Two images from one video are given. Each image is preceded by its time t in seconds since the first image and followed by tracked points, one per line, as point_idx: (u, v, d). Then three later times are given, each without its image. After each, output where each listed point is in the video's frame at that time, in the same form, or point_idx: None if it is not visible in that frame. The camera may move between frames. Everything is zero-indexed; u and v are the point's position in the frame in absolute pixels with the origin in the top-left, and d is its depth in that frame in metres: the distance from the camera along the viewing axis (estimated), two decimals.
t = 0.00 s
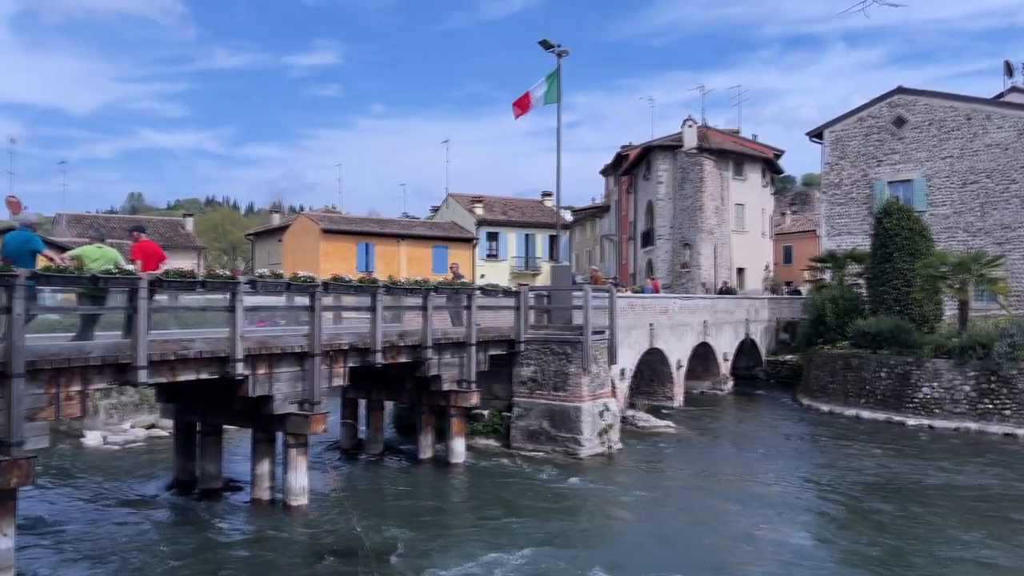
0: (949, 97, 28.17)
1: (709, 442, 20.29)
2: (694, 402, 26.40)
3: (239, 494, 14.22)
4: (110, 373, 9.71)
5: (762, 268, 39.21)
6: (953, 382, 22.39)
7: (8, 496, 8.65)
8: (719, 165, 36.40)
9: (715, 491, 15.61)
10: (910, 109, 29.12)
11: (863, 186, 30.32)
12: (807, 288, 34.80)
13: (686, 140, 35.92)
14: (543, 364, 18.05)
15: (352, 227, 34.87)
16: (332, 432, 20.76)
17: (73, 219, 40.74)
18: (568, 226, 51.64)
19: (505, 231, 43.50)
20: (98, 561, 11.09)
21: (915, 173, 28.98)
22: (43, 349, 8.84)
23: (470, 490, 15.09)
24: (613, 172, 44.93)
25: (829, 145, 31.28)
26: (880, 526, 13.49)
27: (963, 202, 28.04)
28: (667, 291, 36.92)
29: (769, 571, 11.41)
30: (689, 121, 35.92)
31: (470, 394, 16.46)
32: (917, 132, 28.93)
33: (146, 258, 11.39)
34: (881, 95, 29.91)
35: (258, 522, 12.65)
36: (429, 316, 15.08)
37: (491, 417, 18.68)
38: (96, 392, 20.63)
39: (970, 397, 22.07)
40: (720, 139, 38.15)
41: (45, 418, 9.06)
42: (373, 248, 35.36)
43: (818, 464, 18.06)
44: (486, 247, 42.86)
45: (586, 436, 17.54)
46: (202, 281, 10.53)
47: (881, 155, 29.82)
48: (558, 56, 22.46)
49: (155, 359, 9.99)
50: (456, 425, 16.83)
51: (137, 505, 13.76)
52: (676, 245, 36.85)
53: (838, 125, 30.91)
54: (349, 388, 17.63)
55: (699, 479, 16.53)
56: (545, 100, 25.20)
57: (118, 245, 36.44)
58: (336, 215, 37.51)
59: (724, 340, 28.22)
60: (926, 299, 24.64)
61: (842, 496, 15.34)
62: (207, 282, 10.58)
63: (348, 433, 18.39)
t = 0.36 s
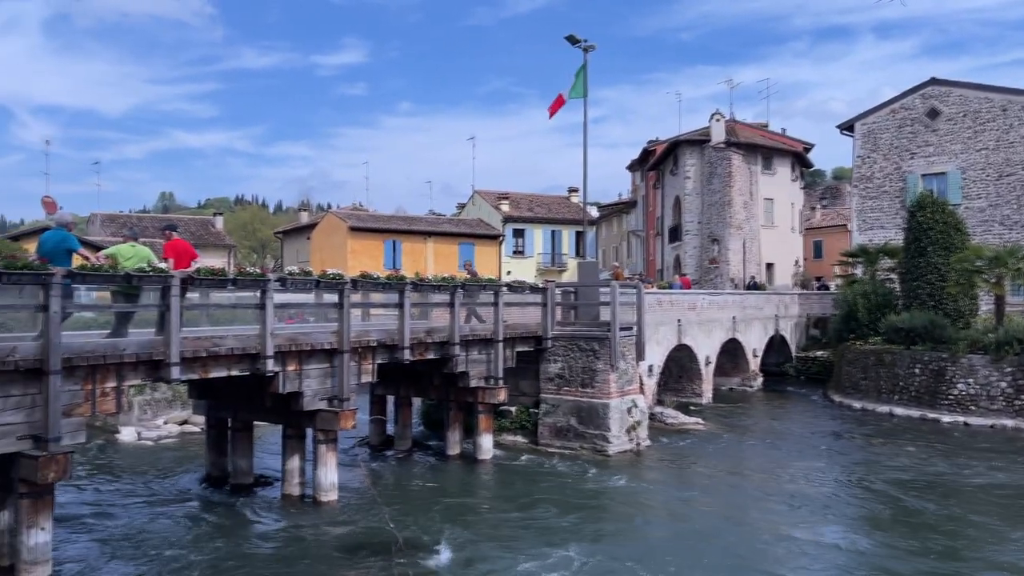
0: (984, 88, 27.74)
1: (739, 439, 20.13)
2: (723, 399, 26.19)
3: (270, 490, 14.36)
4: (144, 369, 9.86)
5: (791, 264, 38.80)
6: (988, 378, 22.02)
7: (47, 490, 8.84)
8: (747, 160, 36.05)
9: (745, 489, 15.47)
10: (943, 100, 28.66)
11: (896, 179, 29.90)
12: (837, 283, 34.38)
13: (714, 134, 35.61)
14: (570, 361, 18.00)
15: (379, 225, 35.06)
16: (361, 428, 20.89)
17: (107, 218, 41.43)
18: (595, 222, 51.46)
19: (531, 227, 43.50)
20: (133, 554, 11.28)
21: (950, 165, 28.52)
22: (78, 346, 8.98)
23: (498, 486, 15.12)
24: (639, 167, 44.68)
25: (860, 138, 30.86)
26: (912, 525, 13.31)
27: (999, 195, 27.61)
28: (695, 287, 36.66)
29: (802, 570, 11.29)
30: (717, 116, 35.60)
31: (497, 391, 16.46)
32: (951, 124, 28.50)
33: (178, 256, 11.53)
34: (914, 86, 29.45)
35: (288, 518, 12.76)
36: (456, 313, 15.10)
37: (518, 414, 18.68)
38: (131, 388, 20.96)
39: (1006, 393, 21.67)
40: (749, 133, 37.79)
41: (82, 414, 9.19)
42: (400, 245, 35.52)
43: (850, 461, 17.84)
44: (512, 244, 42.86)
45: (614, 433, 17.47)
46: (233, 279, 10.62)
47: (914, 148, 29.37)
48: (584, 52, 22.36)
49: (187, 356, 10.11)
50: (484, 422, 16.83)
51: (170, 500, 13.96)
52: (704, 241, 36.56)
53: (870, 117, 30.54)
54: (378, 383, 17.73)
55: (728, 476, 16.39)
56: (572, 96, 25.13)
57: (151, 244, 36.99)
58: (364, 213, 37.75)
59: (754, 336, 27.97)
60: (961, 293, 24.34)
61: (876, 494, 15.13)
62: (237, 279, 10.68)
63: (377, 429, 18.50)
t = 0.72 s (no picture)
0: (1010, 81, 27.59)
1: (760, 436, 19.99)
2: (744, 396, 26.02)
3: (290, 486, 14.45)
4: (167, 366, 9.95)
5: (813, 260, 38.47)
6: (1015, 375, 21.73)
7: (72, 486, 8.95)
8: (768, 155, 35.77)
9: (767, 487, 15.35)
10: (969, 94, 28.51)
11: (921, 173, 29.81)
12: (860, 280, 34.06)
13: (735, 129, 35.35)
14: (590, 358, 17.95)
15: (398, 222, 35.17)
16: (381, 425, 20.97)
17: (130, 217, 41.86)
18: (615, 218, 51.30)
19: (550, 224, 43.45)
20: (157, 549, 11.39)
21: (976, 160, 28.39)
22: (103, 343, 9.08)
23: (517, 484, 15.11)
24: (659, 164, 44.50)
25: (884, 133, 30.87)
26: (937, 524, 13.15)
27: None
28: (715, 283, 36.45)
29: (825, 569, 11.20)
30: (737, 111, 35.33)
31: (516, 388, 16.44)
32: (976, 118, 28.30)
33: (200, 254, 11.62)
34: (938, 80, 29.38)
35: (310, 514, 12.82)
36: (475, 310, 15.11)
37: (538, 411, 18.67)
38: (155, 384, 21.18)
39: None
40: (769, 128, 37.49)
41: (107, 410, 9.29)
42: (419, 242, 35.62)
43: (873, 459, 17.66)
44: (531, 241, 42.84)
45: (634, 430, 17.40)
46: (254, 277, 10.71)
47: (939, 142, 29.28)
48: (604, 48, 22.28)
49: (209, 353, 10.18)
50: (503, 419, 16.84)
51: (193, 496, 14.10)
52: (725, 237, 36.33)
53: (894, 111, 30.48)
54: (398, 380, 17.79)
55: (750, 474, 16.28)
56: (591, 92, 25.05)
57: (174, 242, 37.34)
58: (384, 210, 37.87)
59: (775, 333, 27.77)
60: (987, 290, 24.05)
61: (900, 493, 14.96)
62: (258, 277, 10.76)
63: (397, 426, 18.56)
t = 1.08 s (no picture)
0: None
1: (780, 434, 19.85)
2: (763, 393, 25.84)
3: (310, 483, 14.51)
4: (188, 364, 10.00)
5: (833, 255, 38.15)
6: None
7: (94, 482, 9.03)
8: (787, 150, 35.48)
9: (787, 484, 15.21)
10: (992, 86, 28.57)
11: (943, 167, 29.88)
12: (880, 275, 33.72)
13: (753, 124, 35.09)
14: (608, 355, 17.89)
15: (415, 220, 35.22)
16: (400, 422, 21.02)
17: (150, 216, 42.21)
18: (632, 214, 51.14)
19: (567, 221, 43.37)
20: (177, 545, 11.48)
21: (999, 153, 28.53)
22: (125, 341, 9.15)
23: (536, 481, 15.08)
24: (676, 159, 44.30)
25: (905, 126, 30.85)
26: (961, 522, 12.99)
27: None
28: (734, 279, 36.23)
29: (846, 567, 11.09)
30: (755, 105, 35.07)
31: (534, 385, 16.41)
32: (999, 111, 28.43)
33: (220, 252, 11.69)
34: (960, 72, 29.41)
35: (328, 511, 12.87)
36: (493, 306, 15.10)
37: (555, 407, 18.63)
38: (176, 382, 21.34)
39: None
40: (788, 123, 37.20)
41: (129, 407, 9.36)
42: (436, 239, 35.70)
43: (894, 457, 17.46)
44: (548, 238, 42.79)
45: (652, 427, 17.32)
46: (274, 274, 10.76)
47: (961, 135, 29.38)
48: (620, 43, 22.16)
49: (229, 350, 10.23)
50: (521, 415, 16.81)
51: (214, 492, 14.20)
52: (743, 233, 36.09)
53: (916, 104, 30.51)
54: (416, 377, 17.82)
55: (769, 471, 16.16)
56: (609, 89, 24.96)
57: (193, 240, 37.61)
58: (401, 208, 37.93)
59: (794, 329, 27.57)
60: (1011, 285, 23.52)
61: (923, 491, 14.79)
62: (277, 275, 10.81)
63: (415, 423, 18.59)
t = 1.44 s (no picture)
0: None
1: (791, 435, 19.75)
2: (774, 394, 25.74)
3: (319, 483, 14.52)
4: (199, 364, 10.03)
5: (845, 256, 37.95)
6: None
7: (106, 481, 9.07)
8: (798, 150, 35.33)
9: (798, 486, 15.13)
10: (1006, 85, 28.42)
11: (956, 167, 29.76)
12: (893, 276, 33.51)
13: (764, 124, 34.96)
14: (618, 355, 17.84)
15: (425, 220, 35.24)
16: (409, 422, 21.03)
17: (162, 217, 42.42)
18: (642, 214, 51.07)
19: (577, 221, 43.33)
20: (188, 545, 11.51)
21: (1012, 152, 28.36)
22: (136, 341, 9.19)
23: (545, 481, 15.06)
24: (687, 159, 44.21)
25: (918, 126, 30.77)
26: (974, 525, 12.87)
27: None
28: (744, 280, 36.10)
29: (857, 570, 11.00)
30: (766, 105, 34.94)
31: (544, 386, 16.39)
32: (1013, 110, 28.27)
33: (230, 253, 11.72)
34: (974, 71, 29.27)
35: (338, 511, 12.88)
36: (502, 307, 15.09)
37: (565, 408, 18.61)
38: (186, 382, 21.42)
39: None
40: (800, 123, 37.05)
41: (140, 407, 9.40)
42: (446, 240, 35.73)
43: (907, 458, 17.33)
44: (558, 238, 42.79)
45: (663, 428, 17.27)
46: (284, 275, 10.78)
47: (974, 134, 29.25)
48: (631, 43, 22.08)
49: (239, 350, 10.26)
50: (531, 416, 16.79)
51: (224, 492, 14.24)
52: (754, 234, 35.95)
53: (928, 104, 30.41)
54: (425, 378, 17.83)
55: (780, 473, 16.07)
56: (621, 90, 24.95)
57: (204, 241, 37.75)
58: (411, 208, 37.96)
59: (805, 329, 27.45)
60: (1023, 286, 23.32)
61: (935, 493, 14.68)
62: (287, 276, 10.82)
63: (425, 423, 18.60)
